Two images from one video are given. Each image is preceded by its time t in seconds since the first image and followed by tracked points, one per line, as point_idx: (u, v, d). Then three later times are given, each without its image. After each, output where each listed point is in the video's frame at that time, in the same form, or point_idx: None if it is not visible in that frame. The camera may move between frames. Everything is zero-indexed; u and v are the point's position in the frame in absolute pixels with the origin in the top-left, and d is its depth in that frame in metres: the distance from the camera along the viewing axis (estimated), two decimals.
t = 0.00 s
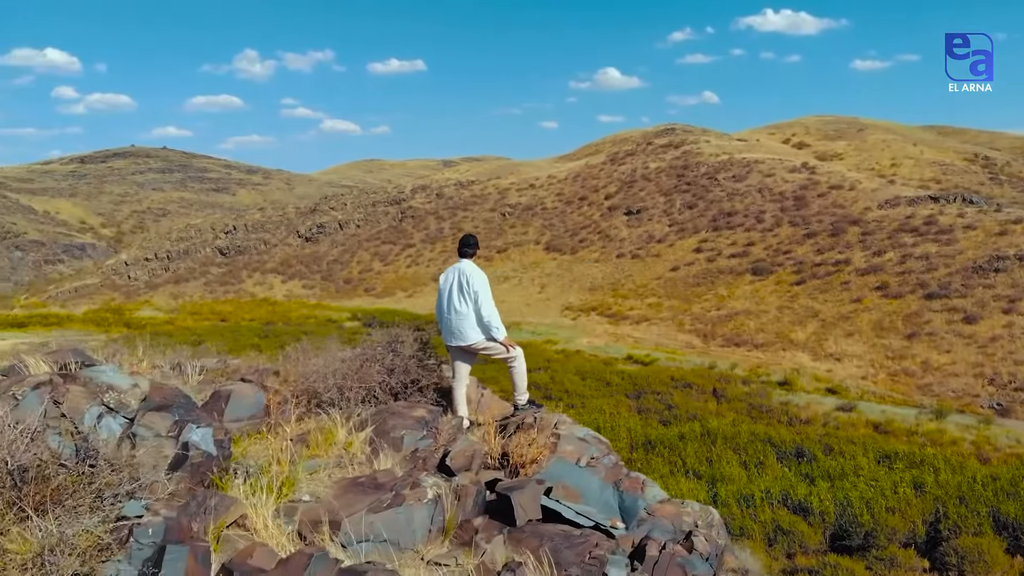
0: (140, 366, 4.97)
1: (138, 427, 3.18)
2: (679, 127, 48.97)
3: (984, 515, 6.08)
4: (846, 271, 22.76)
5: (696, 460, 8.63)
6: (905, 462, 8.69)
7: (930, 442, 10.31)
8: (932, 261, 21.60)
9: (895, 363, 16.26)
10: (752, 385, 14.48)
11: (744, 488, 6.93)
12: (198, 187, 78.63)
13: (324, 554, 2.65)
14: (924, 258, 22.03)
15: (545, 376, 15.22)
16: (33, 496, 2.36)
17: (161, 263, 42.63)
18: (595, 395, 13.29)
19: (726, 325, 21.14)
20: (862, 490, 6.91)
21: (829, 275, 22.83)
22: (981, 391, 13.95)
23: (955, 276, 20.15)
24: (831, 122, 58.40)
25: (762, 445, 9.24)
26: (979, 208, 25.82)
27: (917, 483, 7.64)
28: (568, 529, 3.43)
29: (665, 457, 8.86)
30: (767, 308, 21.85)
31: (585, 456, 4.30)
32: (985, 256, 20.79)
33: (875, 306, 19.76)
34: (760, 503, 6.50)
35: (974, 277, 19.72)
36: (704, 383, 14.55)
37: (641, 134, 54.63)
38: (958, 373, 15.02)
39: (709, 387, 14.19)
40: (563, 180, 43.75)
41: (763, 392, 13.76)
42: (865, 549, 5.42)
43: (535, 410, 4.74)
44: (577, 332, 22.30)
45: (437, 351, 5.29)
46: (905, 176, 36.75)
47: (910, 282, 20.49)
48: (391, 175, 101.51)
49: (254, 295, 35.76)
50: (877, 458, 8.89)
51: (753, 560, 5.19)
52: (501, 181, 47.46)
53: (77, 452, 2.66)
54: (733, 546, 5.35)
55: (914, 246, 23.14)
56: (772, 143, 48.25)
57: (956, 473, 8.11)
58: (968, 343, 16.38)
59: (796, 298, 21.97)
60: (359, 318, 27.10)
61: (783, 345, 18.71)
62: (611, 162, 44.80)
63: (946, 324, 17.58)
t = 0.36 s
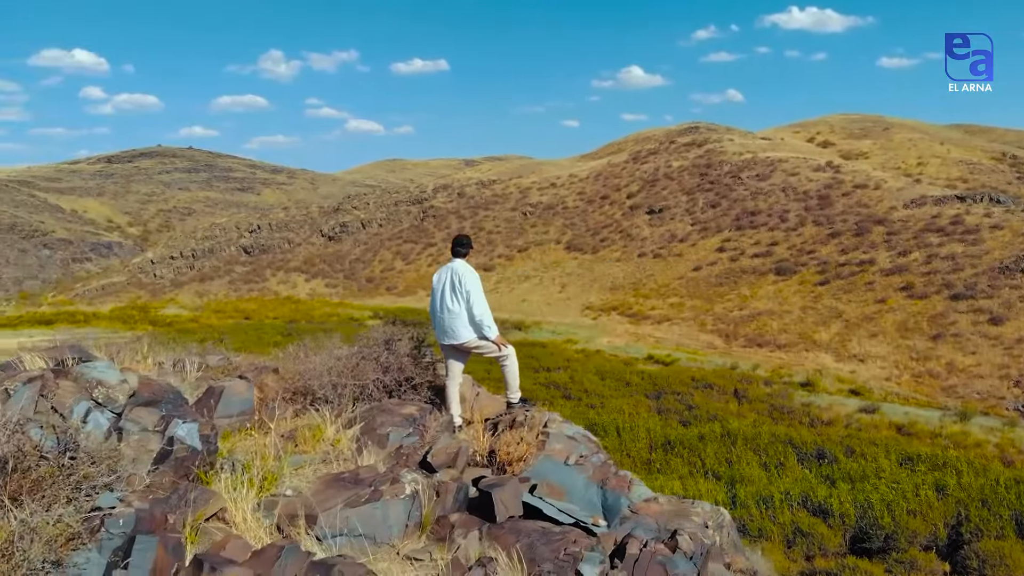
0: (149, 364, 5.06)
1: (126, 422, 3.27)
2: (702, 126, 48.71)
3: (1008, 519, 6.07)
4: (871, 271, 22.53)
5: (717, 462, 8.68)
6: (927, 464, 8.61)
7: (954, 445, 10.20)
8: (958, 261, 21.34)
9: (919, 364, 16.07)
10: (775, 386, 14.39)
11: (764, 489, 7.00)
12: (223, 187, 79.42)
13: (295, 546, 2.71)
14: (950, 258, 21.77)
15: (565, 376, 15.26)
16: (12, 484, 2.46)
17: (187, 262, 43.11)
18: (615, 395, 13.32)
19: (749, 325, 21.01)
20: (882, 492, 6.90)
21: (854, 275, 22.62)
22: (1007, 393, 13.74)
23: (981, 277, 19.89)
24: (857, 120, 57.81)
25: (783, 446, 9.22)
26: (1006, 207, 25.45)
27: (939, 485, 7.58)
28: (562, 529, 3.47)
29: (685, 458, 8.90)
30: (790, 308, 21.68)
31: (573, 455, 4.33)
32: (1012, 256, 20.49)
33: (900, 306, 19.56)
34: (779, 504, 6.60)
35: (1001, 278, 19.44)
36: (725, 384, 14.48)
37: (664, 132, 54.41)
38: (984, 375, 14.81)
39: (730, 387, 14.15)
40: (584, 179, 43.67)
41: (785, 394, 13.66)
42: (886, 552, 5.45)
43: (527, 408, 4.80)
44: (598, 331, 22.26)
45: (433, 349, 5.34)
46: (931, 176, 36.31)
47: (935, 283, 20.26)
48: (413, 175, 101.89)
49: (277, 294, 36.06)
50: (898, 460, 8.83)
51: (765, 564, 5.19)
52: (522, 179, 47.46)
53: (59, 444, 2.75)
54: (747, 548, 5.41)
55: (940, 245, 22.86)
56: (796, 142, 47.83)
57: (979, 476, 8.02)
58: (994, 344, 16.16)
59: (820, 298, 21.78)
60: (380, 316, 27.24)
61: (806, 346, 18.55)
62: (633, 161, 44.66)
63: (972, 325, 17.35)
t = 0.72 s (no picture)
0: (156, 364, 5.13)
1: (115, 416, 3.36)
2: (725, 126, 48.49)
3: None
4: (896, 271, 22.30)
5: (737, 463, 8.72)
6: (950, 467, 8.54)
7: (977, 447, 10.09)
8: (985, 261, 21.05)
9: (944, 366, 15.89)
10: (797, 387, 14.29)
11: (783, 491, 7.03)
12: (248, 186, 80.15)
13: (270, 539, 2.78)
14: (977, 258, 21.49)
15: (585, 376, 15.29)
16: None
17: (212, 260, 43.58)
18: (636, 395, 13.34)
19: (772, 325, 20.85)
20: (904, 495, 6.88)
21: (878, 275, 22.40)
22: None
23: (1008, 277, 19.62)
24: (883, 119, 57.17)
25: (804, 448, 9.21)
26: None
27: (961, 489, 7.52)
28: (556, 529, 3.50)
29: (705, 459, 8.95)
30: (814, 308, 21.49)
31: (562, 452, 4.36)
32: None
33: (925, 307, 19.34)
34: (800, 506, 6.66)
35: None
36: (747, 385, 14.41)
37: (687, 131, 54.16)
38: (1010, 377, 14.61)
39: (751, 388, 14.09)
40: (606, 178, 43.60)
41: (807, 395, 13.58)
42: (907, 555, 5.52)
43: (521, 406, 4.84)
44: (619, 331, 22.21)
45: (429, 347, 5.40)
46: (958, 175, 35.85)
47: (961, 283, 20.01)
48: (436, 174, 102.21)
49: (301, 293, 36.35)
50: (921, 463, 8.76)
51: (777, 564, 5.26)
52: (544, 179, 47.47)
53: (42, 436, 2.85)
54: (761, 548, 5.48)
55: (967, 246, 22.58)
56: (821, 141, 47.41)
57: (1003, 479, 7.94)
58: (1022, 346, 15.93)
59: (844, 298, 21.59)
60: (402, 315, 27.39)
61: (829, 347, 18.40)
62: (655, 160, 44.50)
63: (999, 326, 17.13)
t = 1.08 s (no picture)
0: (165, 362, 5.22)
1: (107, 411, 3.44)
2: (750, 125, 48.13)
3: None
4: (921, 271, 22.03)
5: (756, 465, 8.70)
6: (974, 470, 8.43)
7: (1003, 450, 9.96)
8: (1013, 261, 20.72)
9: (970, 368, 15.67)
10: (819, 389, 14.17)
11: (804, 493, 7.00)
12: (273, 185, 80.88)
13: (248, 533, 2.85)
14: (1005, 258, 21.15)
15: (605, 376, 15.30)
16: None
17: (236, 259, 44.02)
18: (657, 395, 13.33)
19: (794, 325, 20.70)
20: (926, 497, 6.84)
21: (904, 275, 22.14)
22: None
23: None
24: (910, 117, 56.46)
25: (825, 450, 9.17)
26: None
27: (985, 492, 7.43)
28: (546, 528, 3.54)
29: (724, 460, 8.96)
30: (838, 309, 21.29)
31: (553, 451, 4.39)
32: None
33: (951, 308, 19.07)
34: (820, 508, 6.64)
35: None
36: (769, 386, 14.31)
37: (711, 130, 53.84)
38: None
39: (773, 389, 14.01)
40: (628, 177, 43.47)
41: (830, 396, 13.45)
42: (928, 558, 5.53)
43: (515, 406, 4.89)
44: (640, 331, 22.15)
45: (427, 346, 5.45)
46: (987, 174, 35.30)
47: (988, 283, 19.71)
48: (458, 174, 102.45)
49: (323, 291, 36.62)
50: (944, 465, 8.67)
51: (789, 566, 5.28)
52: (566, 177, 47.41)
53: (31, 430, 2.94)
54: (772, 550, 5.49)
55: (994, 246, 22.24)
56: (847, 139, 46.92)
57: None
58: None
59: (868, 298, 21.36)
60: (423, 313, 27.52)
61: (852, 348, 18.23)
62: (678, 158, 44.26)
63: None
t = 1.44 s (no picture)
0: (171, 359, 5.32)
1: (102, 406, 3.54)
2: (775, 123, 47.73)
3: None
4: (948, 271, 21.74)
5: (778, 466, 8.67)
6: (999, 472, 8.35)
7: None
8: None
9: (996, 370, 15.45)
10: (843, 390, 14.04)
11: (825, 495, 6.98)
12: (298, 185, 81.47)
13: (230, 525, 2.93)
14: None
15: (626, 376, 15.30)
16: None
17: (261, 258, 44.42)
18: (677, 395, 13.32)
19: (818, 325, 20.52)
20: (948, 500, 6.79)
21: (930, 275, 21.86)
22: None
23: None
24: (938, 116, 55.71)
25: (847, 452, 9.11)
26: None
27: (1010, 495, 7.37)
28: (530, 525, 3.59)
29: (745, 461, 8.93)
30: (863, 309, 21.08)
31: (545, 449, 4.43)
32: None
33: (978, 309, 18.80)
34: (841, 511, 6.61)
35: None
36: (792, 387, 14.22)
37: (735, 128, 53.47)
38: None
39: (797, 390, 13.93)
40: (651, 175, 43.30)
41: (854, 398, 13.34)
42: (950, 562, 5.55)
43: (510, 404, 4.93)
44: (662, 331, 22.10)
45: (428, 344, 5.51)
46: (1017, 172, 34.72)
47: (1017, 284, 19.41)
48: (481, 172, 102.59)
49: (347, 289, 36.85)
50: (968, 468, 8.59)
51: (800, 568, 5.30)
52: (588, 176, 47.31)
53: (23, 423, 3.04)
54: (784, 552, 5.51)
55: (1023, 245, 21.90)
56: (873, 138, 46.37)
57: None
58: None
59: (894, 299, 21.13)
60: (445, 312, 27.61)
61: (877, 349, 18.05)
62: (702, 157, 44.01)
63: None
